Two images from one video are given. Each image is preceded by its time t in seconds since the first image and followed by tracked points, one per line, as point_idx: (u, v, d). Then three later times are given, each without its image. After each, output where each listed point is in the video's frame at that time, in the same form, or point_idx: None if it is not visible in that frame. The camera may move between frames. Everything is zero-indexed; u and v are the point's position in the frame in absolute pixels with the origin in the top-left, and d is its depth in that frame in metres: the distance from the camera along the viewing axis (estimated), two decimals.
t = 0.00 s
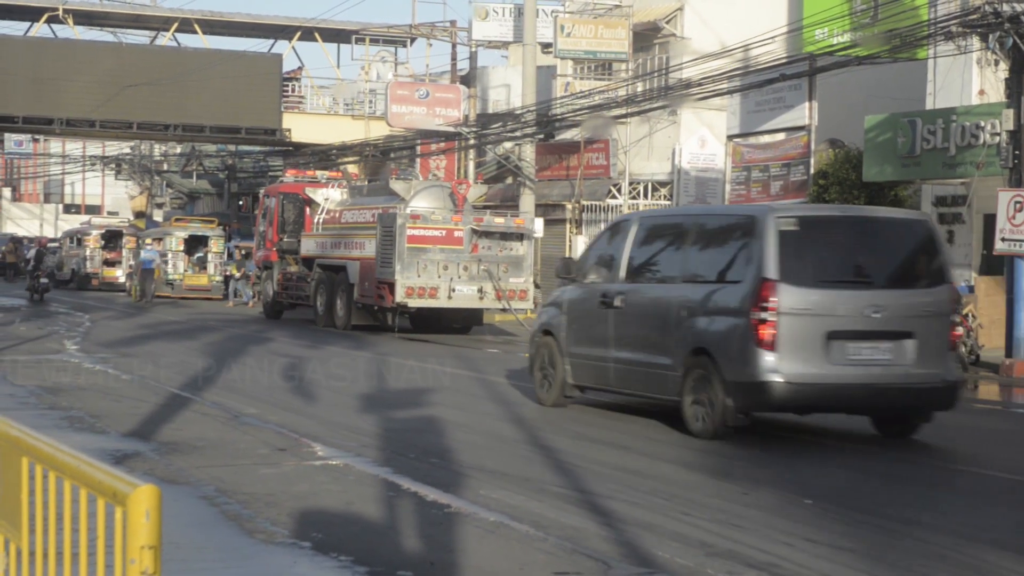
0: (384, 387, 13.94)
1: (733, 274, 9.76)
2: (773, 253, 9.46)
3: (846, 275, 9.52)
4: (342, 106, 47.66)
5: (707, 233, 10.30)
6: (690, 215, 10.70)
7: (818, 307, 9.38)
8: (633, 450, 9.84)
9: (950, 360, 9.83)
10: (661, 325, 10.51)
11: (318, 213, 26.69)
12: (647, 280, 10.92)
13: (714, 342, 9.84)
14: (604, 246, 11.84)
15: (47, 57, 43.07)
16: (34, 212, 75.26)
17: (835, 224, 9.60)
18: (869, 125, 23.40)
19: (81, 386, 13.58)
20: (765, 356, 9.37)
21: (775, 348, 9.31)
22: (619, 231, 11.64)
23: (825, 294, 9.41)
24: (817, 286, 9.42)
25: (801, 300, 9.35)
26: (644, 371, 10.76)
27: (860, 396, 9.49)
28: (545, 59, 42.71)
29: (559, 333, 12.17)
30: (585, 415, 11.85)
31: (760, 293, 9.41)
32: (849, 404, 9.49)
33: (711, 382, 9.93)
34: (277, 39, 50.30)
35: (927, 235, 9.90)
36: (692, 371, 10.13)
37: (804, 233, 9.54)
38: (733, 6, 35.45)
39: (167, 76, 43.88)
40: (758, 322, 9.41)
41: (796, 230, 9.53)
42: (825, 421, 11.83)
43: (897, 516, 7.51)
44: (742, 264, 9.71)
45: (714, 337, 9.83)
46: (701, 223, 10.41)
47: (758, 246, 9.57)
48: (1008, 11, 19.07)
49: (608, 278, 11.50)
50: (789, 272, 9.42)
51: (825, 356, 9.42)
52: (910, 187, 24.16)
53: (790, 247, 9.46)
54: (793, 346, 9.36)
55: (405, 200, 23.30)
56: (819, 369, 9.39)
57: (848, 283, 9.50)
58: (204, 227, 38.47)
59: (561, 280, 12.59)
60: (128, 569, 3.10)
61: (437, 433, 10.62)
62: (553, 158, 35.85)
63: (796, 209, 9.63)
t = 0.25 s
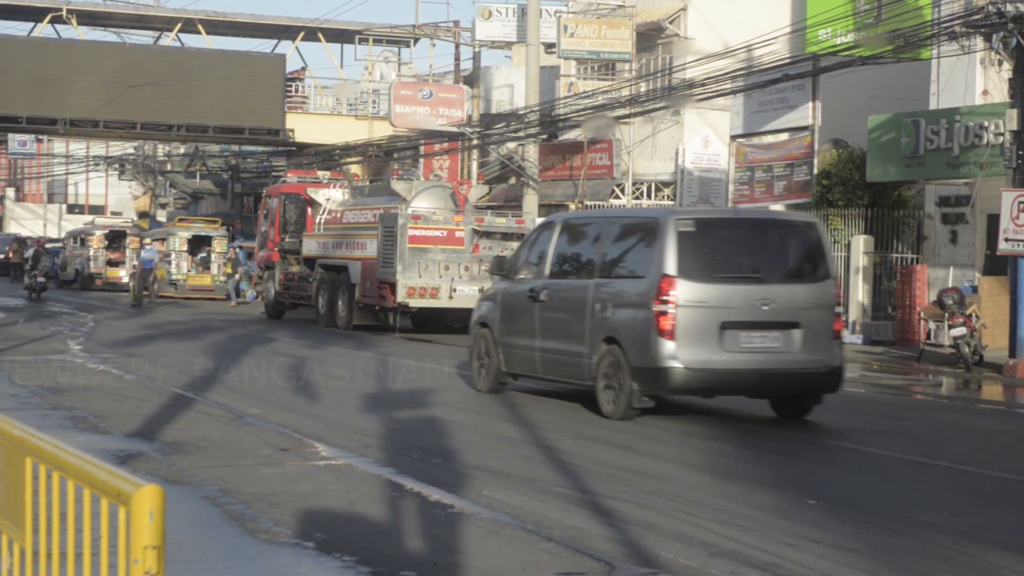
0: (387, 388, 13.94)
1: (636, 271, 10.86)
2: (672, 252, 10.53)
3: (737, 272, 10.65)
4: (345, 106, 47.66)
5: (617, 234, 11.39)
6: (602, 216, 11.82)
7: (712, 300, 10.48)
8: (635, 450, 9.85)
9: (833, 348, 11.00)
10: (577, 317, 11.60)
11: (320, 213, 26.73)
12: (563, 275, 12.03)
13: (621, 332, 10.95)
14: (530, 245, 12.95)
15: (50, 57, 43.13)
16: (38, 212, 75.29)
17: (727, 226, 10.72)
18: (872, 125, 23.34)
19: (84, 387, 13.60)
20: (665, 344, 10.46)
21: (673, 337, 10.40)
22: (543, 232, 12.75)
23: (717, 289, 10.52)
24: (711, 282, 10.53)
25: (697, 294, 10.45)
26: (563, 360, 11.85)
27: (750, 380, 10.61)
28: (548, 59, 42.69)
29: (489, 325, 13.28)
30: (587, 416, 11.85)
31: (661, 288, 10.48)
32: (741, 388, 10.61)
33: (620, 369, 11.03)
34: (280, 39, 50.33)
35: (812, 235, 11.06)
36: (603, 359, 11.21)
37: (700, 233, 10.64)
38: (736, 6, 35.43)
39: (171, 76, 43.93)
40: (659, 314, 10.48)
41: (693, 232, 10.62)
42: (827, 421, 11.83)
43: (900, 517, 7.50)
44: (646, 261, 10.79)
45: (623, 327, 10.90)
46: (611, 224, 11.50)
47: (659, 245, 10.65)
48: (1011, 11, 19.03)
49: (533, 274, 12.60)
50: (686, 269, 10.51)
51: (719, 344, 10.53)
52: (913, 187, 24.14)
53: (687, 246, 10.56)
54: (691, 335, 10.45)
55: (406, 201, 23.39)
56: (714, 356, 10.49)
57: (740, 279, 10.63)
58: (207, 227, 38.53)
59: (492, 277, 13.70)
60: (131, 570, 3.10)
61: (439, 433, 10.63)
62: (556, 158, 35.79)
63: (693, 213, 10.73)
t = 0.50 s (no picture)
0: (390, 388, 13.95)
1: (562, 268, 11.97)
2: (593, 251, 11.62)
3: (655, 269, 11.74)
4: (347, 107, 47.68)
5: (548, 235, 12.50)
6: (538, 218, 12.93)
7: (629, 295, 11.58)
8: (637, 451, 9.85)
9: (742, 339, 12.13)
10: (513, 311, 12.73)
11: (320, 214, 26.76)
12: (503, 273, 13.15)
13: (550, 324, 12.07)
14: (476, 243, 14.09)
15: (53, 57, 43.17)
16: (41, 213, 75.29)
17: (647, 228, 11.80)
18: (875, 125, 23.33)
19: (87, 387, 13.62)
20: (587, 334, 11.56)
21: (593, 328, 11.49)
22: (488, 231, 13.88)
23: (635, 285, 11.62)
24: (629, 279, 11.64)
25: (616, 290, 11.55)
26: (501, 349, 13.00)
27: (664, 368, 11.71)
28: (551, 60, 42.67)
29: (439, 318, 14.42)
30: (590, 416, 11.85)
31: (583, 284, 11.58)
32: (656, 375, 11.72)
33: (549, 358, 12.17)
34: (283, 40, 50.36)
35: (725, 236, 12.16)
36: (535, 349, 12.33)
37: (620, 234, 11.73)
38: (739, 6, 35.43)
39: (174, 76, 43.97)
40: (582, 308, 11.58)
41: (613, 233, 11.71)
42: (830, 421, 11.83)
43: (903, 517, 7.49)
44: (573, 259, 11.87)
45: (551, 319, 12.02)
46: (544, 225, 12.59)
47: (583, 244, 11.73)
48: (1013, 11, 19.02)
49: (477, 271, 13.74)
50: (607, 267, 11.60)
51: (636, 335, 11.64)
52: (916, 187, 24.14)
53: (608, 246, 11.64)
54: (609, 327, 11.56)
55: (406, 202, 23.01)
56: (632, 346, 11.60)
57: (656, 276, 11.72)
58: (210, 227, 38.43)
59: (443, 274, 14.83)
60: (134, 569, 3.10)
61: (441, 433, 10.63)
62: (559, 158, 35.83)
63: (614, 215, 11.82)
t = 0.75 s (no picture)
0: (390, 388, 13.93)
1: (501, 264, 12.81)
2: (528, 249, 12.46)
3: (586, 266, 12.58)
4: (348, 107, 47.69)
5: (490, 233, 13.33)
6: (483, 216, 13.76)
7: (560, 290, 12.43)
8: (638, 451, 9.85)
9: (670, 331, 12.95)
10: (457, 305, 13.57)
11: (319, 214, 26.78)
12: (450, 268, 13.97)
13: (490, 316, 12.90)
14: (427, 241, 14.95)
15: (54, 57, 43.19)
16: (41, 213, 75.25)
17: (580, 227, 12.64)
18: (875, 125, 23.34)
19: (87, 387, 13.61)
20: (523, 326, 12.40)
21: (527, 320, 12.33)
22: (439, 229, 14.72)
23: (568, 281, 12.46)
24: (562, 274, 12.48)
25: (548, 286, 12.39)
26: (448, 340, 13.84)
27: (594, 357, 12.54)
28: (551, 60, 42.68)
29: (393, 312, 15.28)
30: (589, 416, 11.85)
31: (519, 279, 12.41)
32: (586, 364, 12.55)
33: (490, 348, 13.01)
34: (283, 40, 50.36)
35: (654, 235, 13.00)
36: (477, 339, 13.16)
37: (553, 233, 12.57)
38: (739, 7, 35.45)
39: (174, 76, 43.98)
40: (518, 301, 12.42)
41: (547, 232, 12.55)
42: (830, 421, 11.84)
43: (904, 517, 7.49)
44: (509, 256, 12.72)
45: (490, 312, 12.85)
46: (487, 224, 13.42)
47: (519, 243, 12.57)
48: (1013, 11, 19.03)
49: (427, 267, 14.58)
50: (541, 264, 12.44)
51: (568, 327, 12.48)
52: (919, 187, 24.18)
53: (543, 244, 12.49)
54: (542, 319, 12.41)
55: (405, 202, 23.04)
56: (564, 337, 12.44)
57: (586, 271, 12.56)
58: (211, 227, 38.45)
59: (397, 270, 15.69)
60: (134, 569, 3.09)
61: (441, 433, 10.63)
62: (559, 158, 35.82)
63: (549, 216, 12.66)
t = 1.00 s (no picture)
0: (391, 388, 13.93)
1: (450, 263, 13.64)
2: (475, 249, 13.29)
3: (529, 264, 13.42)
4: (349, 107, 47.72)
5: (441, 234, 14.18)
6: (436, 218, 14.62)
7: (505, 286, 13.23)
8: (638, 451, 9.85)
9: (610, 325, 13.79)
10: (411, 301, 14.41)
11: (318, 214, 26.86)
12: (407, 267, 14.83)
13: (441, 311, 13.71)
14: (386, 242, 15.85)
15: (54, 58, 43.20)
16: (42, 213, 75.20)
17: (525, 228, 13.48)
18: (876, 125, 23.35)
19: (87, 387, 13.60)
20: (470, 320, 13.20)
21: (473, 314, 13.13)
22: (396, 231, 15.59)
23: (513, 278, 13.28)
24: (507, 272, 13.31)
25: (493, 282, 13.20)
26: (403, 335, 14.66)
27: (537, 349, 13.35)
28: (552, 60, 42.69)
29: (354, 309, 16.13)
30: (590, 416, 11.85)
31: (467, 277, 13.21)
32: (529, 356, 13.35)
33: (439, 341, 13.81)
34: (284, 40, 50.37)
35: (594, 236, 13.86)
36: (429, 333, 13.96)
37: (499, 234, 13.42)
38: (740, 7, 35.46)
39: (175, 76, 44.00)
40: (466, 297, 13.22)
41: (493, 232, 13.38)
42: (830, 421, 11.84)
43: (905, 517, 7.48)
44: (459, 255, 13.55)
45: (441, 308, 13.65)
46: (440, 226, 14.27)
47: (468, 242, 13.40)
48: (1013, 11, 19.05)
49: (386, 267, 15.43)
50: (487, 262, 13.26)
51: (513, 321, 13.28)
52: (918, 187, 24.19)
53: (489, 244, 13.32)
54: (488, 314, 13.20)
55: (404, 202, 23.47)
56: (509, 331, 13.24)
57: (530, 270, 13.40)
58: (211, 228, 38.21)
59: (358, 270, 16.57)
60: (134, 570, 3.09)
61: (441, 433, 10.64)
62: (560, 158, 35.81)
63: (495, 217, 13.50)
